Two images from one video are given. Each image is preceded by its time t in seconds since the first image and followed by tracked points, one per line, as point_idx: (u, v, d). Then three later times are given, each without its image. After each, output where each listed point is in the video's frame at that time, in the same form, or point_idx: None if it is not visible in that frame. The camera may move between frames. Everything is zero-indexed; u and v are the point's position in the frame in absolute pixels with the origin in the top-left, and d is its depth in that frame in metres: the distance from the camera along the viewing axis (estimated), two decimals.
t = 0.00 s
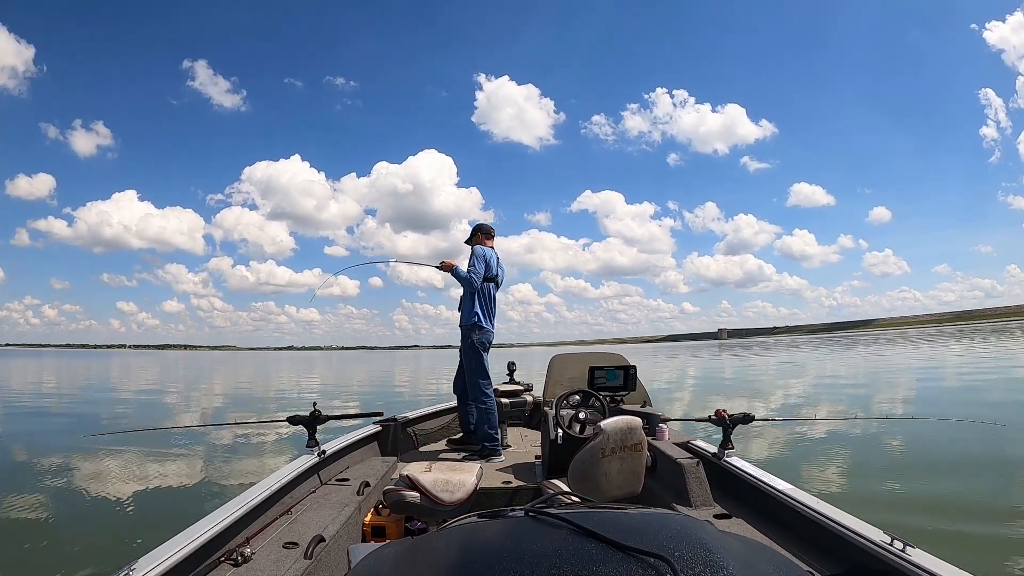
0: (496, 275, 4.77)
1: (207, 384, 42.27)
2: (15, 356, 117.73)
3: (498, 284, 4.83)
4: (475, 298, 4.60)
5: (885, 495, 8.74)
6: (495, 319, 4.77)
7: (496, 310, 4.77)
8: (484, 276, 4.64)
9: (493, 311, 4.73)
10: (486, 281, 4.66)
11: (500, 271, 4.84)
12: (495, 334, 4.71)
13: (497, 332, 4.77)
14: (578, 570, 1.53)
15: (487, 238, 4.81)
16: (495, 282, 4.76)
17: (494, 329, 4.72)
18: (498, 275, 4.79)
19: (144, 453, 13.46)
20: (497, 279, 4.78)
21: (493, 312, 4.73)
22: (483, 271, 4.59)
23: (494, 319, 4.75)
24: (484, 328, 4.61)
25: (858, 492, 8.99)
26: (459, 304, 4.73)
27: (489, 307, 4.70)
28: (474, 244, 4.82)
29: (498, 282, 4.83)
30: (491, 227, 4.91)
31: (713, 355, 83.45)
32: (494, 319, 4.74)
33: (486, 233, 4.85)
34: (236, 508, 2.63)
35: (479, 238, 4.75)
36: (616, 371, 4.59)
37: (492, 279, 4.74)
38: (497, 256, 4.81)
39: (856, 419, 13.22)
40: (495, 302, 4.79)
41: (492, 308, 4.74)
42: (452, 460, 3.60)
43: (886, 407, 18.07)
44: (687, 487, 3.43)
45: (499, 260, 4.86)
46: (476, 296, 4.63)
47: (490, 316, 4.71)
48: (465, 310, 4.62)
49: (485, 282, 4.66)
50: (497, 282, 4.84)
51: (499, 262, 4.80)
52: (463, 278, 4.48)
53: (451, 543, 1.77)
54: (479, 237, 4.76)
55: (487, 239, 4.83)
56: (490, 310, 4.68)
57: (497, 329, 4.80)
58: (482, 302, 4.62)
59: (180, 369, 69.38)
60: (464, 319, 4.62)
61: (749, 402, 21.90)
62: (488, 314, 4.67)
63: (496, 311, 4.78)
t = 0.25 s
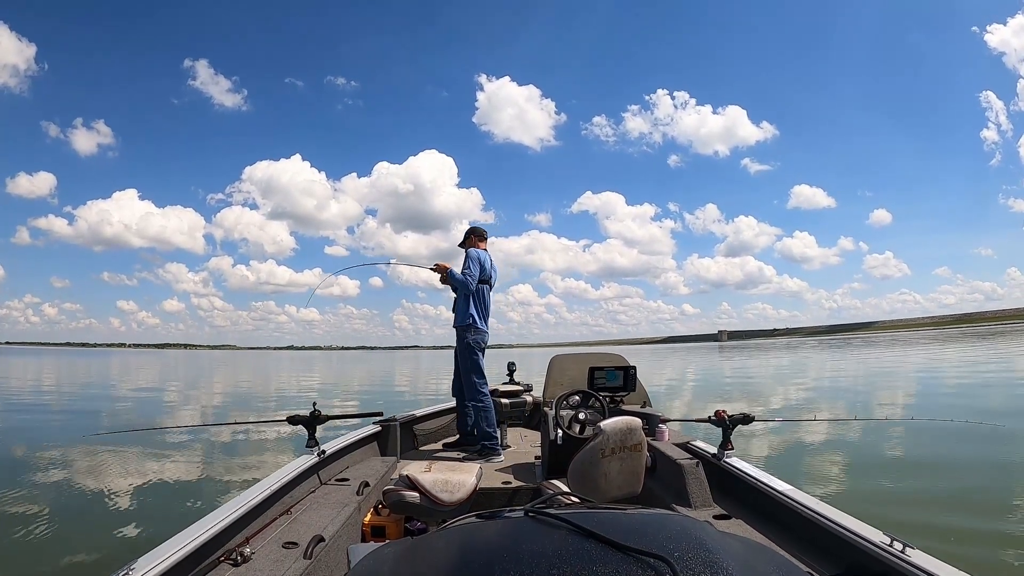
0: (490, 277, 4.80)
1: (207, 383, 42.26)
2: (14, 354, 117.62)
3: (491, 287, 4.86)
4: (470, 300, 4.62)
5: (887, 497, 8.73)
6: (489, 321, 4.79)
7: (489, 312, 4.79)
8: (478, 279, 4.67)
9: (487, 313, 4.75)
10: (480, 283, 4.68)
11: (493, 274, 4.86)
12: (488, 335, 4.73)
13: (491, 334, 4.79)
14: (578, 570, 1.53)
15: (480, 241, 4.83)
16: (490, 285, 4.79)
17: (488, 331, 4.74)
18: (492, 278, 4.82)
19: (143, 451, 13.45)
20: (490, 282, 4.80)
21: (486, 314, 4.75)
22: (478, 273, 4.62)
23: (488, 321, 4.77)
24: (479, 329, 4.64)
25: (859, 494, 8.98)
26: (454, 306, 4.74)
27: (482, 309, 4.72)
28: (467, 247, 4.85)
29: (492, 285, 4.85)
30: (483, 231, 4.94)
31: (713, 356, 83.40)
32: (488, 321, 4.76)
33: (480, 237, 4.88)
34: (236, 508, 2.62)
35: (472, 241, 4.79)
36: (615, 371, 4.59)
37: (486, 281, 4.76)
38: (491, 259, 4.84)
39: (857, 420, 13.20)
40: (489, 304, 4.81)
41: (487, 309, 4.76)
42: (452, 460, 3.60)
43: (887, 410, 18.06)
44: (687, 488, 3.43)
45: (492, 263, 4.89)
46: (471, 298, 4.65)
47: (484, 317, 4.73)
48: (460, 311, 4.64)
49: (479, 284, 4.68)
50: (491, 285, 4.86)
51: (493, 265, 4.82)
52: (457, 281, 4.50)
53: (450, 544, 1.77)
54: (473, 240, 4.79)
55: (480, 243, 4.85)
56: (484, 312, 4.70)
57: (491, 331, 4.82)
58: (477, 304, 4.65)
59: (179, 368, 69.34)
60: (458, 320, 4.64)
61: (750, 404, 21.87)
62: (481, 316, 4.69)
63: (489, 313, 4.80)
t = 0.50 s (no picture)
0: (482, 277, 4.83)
1: (207, 383, 42.31)
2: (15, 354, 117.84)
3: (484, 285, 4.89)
4: (464, 299, 4.64)
5: (887, 498, 8.73)
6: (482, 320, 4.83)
7: (483, 311, 4.84)
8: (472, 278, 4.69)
9: (480, 312, 4.79)
10: (474, 282, 4.71)
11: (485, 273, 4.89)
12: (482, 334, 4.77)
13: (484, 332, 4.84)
14: (578, 571, 1.53)
15: (470, 241, 4.85)
16: (482, 283, 4.82)
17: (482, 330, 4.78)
18: (484, 277, 4.85)
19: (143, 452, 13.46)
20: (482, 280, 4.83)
21: (480, 313, 4.79)
22: (472, 273, 4.64)
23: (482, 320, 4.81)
24: (473, 328, 4.67)
25: (859, 495, 8.98)
26: (447, 306, 4.76)
27: (476, 308, 4.75)
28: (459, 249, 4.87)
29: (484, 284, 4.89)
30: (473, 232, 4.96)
31: (713, 356, 83.33)
32: (481, 320, 4.80)
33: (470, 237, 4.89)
34: (236, 509, 2.63)
35: (463, 244, 4.81)
36: (615, 372, 4.60)
37: (479, 280, 4.79)
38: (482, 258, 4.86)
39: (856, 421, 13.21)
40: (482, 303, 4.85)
41: (480, 308, 4.80)
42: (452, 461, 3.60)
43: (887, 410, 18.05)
44: (687, 489, 3.43)
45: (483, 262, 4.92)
46: (465, 297, 4.68)
47: (478, 316, 4.77)
48: (454, 311, 4.66)
49: (473, 284, 4.70)
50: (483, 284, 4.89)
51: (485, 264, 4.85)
52: (450, 280, 4.51)
53: (450, 545, 1.77)
54: (464, 242, 4.82)
55: (471, 243, 4.87)
56: (477, 311, 4.74)
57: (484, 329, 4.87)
58: (471, 303, 4.67)
59: (179, 367, 69.33)
60: (453, 320, 4.67)
61: (750, 404, 21.86)
62: (475, 315, 4.73)
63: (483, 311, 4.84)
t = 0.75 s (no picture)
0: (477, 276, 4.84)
1: (208, 382, 42.36)
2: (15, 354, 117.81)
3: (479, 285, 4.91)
4: (461, 298, 4.65)
5: (887, 495, 8.74)
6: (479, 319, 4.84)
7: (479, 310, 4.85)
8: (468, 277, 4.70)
9: (477, 311, 4.80)
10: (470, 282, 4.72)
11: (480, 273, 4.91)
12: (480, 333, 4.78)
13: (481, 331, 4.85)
14: (578, 571, 1.53)
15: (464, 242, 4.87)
16: (478, 283, 4.84)
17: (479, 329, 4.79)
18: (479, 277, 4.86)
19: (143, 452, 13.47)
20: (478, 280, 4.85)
21: (476, 312, 4.80)
22: (467, 273, 4.66)
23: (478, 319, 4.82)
24: (471, 326, 4.68)
25: (858, 492, 8.99)
26: (444, 306, 4.76)
27: (473, 307, 4.76)
28: (451, 251, 4.88)
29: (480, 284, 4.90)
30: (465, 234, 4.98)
31: (713, 353, 83.34)
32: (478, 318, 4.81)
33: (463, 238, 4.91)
34: (237, 509, 2.63)
35: (455, 245, 4.82)
36: (616, 372, 4.59)
37: (475, 280, 4.80)
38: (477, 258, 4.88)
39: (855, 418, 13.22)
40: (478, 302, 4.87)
41: (476, 307, 4.81)
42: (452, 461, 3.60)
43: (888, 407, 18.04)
44: (687, 489, 3.43)
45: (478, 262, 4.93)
46: (461, 296, 4.68)
47: (475, 315, 4.78)
48: (451, 310, 4.66)
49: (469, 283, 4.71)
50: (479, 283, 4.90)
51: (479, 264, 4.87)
52: (446, 280, 4.52)
53: (451, 545, 1.77)
54: (456, 244, 4.83)
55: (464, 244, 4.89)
56: (474, 310, 4.75)
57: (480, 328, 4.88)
58: (467, 302, 4.68)
59: (180, 367, 69.35)
60: (450, 320, 4.67)
61: (750, 401, 21.86)
62: (472, 314, 4.74)
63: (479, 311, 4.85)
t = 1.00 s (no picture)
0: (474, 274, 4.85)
1: (208, 381, 42.37)
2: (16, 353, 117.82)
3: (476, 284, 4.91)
4: (460, 296, 4.65)
5: (887, 491, 8.74)
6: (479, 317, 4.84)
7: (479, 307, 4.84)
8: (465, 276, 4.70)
9: (476, 309, 4.79)
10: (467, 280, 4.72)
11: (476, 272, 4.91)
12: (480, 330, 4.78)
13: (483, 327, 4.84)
14: (578, 571, 1.53)
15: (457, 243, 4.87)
16: (475, 280, 4.84)
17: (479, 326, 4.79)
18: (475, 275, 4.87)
19: (143, 452, 13.44)
20: (475, 278, 4.85)
21: (476, 309, 4.80)
22: (464, 271, 4.66)
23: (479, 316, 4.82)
24: (472, 323, 4.67)
25: (859, 488, 8.97)
26: (443, 306, 4.76)
27: (472, 305, 4.76)
28: (444, 254, 4.88)
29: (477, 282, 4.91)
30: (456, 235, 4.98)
31: (712, 351, 83.37)
32: (478, 315, 4.81)
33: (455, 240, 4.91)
34: (237, 509, 2.63)
35: (447, 248, 4.81)
36: (616, 371, 4.59)
37: (472, 278, 4.81)
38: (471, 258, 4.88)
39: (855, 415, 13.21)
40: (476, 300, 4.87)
41: (475, 304, 4.81)
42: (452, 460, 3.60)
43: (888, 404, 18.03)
44: (688, 487, 3.43)
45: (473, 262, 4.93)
46: (460, 295, 4.68)
47: (475, 312, 4.77)
48: (451, 310, 4.67)
49: (467, 281, 4.72)
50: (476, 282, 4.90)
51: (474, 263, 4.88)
52: (446, 279, 4.52)
53: (451, 545, 1.77)
54: (448, 246, 4.82)
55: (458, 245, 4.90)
56: (474, 307, 4.75)
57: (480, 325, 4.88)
58: (467, 300, 4.68)
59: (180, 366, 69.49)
60: (450, 319, 4.67)
61: (750, 399, 21.86)
62: (472, 311, 4.74)
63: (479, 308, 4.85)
